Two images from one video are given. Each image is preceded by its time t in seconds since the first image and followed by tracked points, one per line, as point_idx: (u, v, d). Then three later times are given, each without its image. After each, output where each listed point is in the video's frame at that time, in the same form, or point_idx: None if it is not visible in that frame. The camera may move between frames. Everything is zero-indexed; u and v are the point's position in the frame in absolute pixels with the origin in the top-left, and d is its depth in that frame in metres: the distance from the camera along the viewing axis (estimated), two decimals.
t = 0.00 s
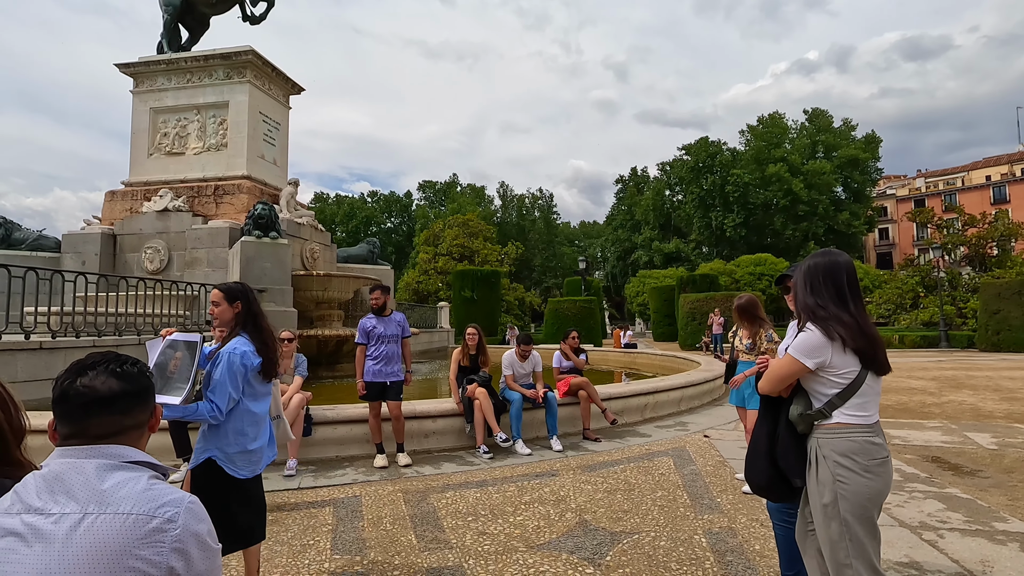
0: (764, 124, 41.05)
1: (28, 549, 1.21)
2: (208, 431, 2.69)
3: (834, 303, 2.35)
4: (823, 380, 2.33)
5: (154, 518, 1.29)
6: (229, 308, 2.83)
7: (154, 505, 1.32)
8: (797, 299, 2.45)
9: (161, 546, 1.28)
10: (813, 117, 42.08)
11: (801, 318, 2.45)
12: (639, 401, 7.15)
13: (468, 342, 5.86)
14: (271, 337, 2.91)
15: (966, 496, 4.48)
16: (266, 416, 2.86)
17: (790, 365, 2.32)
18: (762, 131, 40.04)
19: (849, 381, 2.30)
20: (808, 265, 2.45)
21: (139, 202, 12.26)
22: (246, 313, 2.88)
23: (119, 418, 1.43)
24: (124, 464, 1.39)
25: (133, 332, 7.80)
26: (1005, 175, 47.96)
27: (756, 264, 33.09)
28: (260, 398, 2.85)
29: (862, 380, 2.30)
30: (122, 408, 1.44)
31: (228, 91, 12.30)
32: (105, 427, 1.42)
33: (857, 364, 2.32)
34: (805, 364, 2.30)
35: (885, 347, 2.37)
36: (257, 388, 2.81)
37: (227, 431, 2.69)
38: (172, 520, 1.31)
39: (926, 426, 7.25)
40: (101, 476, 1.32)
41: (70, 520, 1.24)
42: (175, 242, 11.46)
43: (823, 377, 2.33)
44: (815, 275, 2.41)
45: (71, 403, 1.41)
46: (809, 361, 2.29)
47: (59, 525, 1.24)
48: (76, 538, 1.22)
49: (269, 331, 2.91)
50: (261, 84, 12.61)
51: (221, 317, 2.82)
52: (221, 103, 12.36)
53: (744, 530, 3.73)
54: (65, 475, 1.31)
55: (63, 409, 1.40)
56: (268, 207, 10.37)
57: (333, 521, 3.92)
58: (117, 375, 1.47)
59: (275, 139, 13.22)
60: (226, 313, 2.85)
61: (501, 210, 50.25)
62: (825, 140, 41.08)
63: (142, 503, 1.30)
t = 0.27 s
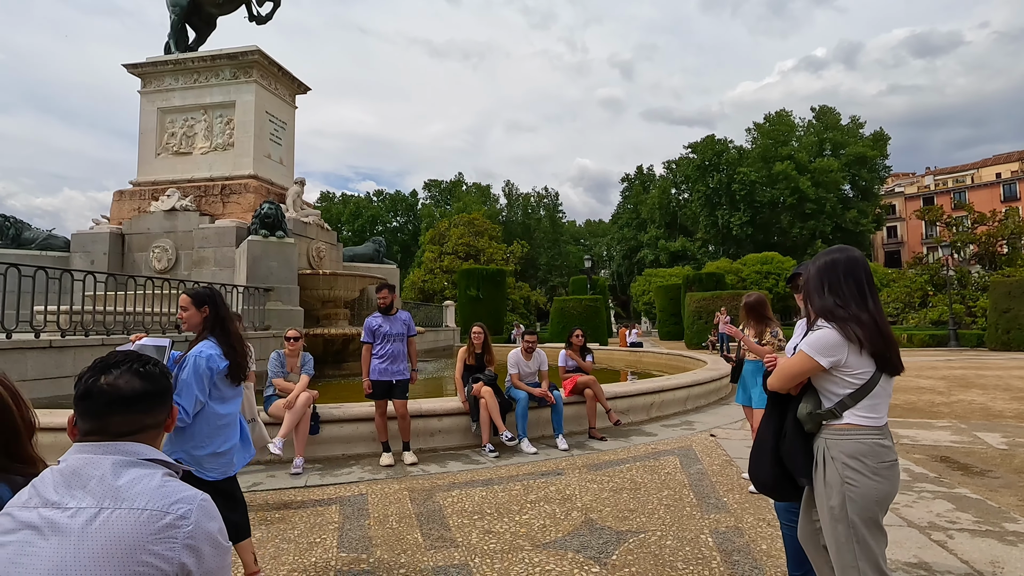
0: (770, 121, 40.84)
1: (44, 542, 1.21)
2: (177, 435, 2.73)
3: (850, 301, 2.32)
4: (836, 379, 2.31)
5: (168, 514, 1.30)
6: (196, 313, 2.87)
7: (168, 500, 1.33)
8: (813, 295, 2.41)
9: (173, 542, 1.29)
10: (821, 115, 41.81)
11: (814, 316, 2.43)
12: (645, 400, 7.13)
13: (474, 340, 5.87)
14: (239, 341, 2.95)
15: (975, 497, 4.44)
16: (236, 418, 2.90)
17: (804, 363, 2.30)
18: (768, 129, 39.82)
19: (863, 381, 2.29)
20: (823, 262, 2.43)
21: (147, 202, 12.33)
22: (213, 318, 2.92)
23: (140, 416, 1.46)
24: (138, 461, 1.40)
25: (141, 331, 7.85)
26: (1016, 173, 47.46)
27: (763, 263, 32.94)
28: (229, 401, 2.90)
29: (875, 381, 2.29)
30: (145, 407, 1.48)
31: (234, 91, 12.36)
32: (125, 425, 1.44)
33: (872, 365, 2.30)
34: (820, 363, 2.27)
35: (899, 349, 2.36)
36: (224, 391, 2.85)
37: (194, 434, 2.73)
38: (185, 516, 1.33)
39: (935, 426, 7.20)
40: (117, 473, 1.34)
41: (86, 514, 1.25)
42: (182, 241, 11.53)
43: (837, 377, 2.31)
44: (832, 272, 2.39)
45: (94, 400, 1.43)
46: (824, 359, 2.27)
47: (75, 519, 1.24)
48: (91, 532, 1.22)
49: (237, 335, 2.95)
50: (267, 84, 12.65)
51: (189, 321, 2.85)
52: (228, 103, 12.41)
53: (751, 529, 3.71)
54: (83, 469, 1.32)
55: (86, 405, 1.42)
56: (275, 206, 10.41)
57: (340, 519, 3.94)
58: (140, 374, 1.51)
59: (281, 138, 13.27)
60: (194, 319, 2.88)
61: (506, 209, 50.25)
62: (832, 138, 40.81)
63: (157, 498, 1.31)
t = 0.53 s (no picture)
0: (776, 120, 40.63)
1: (61, 535, 1.22)
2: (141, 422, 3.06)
3: (863, 300, 2.31)
4: (847, 378, 2.30)
5: (181, 511, 1.31)
6: (166, 307, 3.17)
7: (183, 496, 1.34)
8: (826, 293, 2.39)
9: (186, 538, 1.29)
10: (827, 113, 41.54)
11: (825, 314, 2.42)
12: (650, 399, 7.11)
13: (479, 339, 5.87)
14: (203, 335, 3.21)
15: (984, 497, 4.40)
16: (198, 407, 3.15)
17: (815, 361, 2.28)
18: (774, 127, 39.61)
19: (875, 381, 2.28)
20: (836, 260, 2.41)
21: (154, 202, 12.39)
22: (180, 312, 3.20)
23: (156, 415, 1.47)
24: (153, 458, 1.42)
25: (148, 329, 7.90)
26: None
27: (769, 261, 32.78)
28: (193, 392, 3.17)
29: (886, 381, 2.28)
30: (163, 406, 1.49)
31: (240, 91, 12.40)
32: (144, 422, 1.45)
33: (883, 365, 2.30)
34: (834, 361, 2.25)
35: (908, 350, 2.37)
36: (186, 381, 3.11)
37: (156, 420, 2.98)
38: (200, 512, 1.34)
39: (944, 426, 7.15)
40: (133, 469, 1.34)
41: (102, 509, 1.26)
42: (189, 241, 11.59)
43: (849, 375, 2.29)
44: (848, 270, 2.37)
45: (116, 397, 1.45)
46: (838, 358, 2.25)
47: (92, 514, 1.25)
48: (106, 527, 1.23)
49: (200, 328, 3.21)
50: (273, 84, 12.69)
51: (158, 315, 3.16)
52: (234, 103, 12.46)
53: (757, 529, 3.70)
54: (100, 465, 1.33)
55: (107, 402, 1.44)
56: (281, 206, 10.44)
57: (346, 517, 3.95)
58: (159, 374, 1.53)
59: (287, 138, 13.32)
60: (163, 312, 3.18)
61: (511, 208, 50.24)
62: (839, 136, 40.56)
63: (171, 495, 1.32)
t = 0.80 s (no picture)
0: (783, 118, 40.42)
1: (81, 528, 1.24)
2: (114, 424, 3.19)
3: (873, 300, 2.29)
4: (855, 377, 2.28)
5: (196, 506, 1.32)
6: (142, 311, 3.25)
7: (198, 493, 1.35)
8: (837, 292, 2.36)
9: (201, 533, 1.31)
10: (834, 111, 41.29)
11: (834, 314, 2.40)
12: (655, 399, 7.09)
13: (485, 339, 5.87)
14: (178, 338, 3.26)
15: (993, 498, 4.37)
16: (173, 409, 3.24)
17: (824, 358, 2.26)
18: (781, 126, 39.41)
19: (881, 380, 2.26)
20: (846, 259, 2.39)
21: (161, 202, 12.46)
22: (156, 316, 3.26)
23: (176, 414, 1.49)
24: (171, 456, 1.44)
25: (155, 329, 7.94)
26: None
27: (775, 260, 32.63)
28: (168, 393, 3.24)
29: (893, 381, 2.27)
30: (183, 407, 1.51)
31: (246, 91, 12.45)
32: (163, 422, 1.47)
33: (891, 364, 2.28)
34: (842, 359, 2.24)
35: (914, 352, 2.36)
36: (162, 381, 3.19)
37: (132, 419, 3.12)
38: (214, 508, 1.35)
39: (952, 426, 7.09)
40: (150, 466, 1.36)
41: (120, 504, 1.28)
42: (195, 240, 11.65)
43: (856, 374, 2.28)
44: (859, 269, 2.35)
45: (137, 396, 1.47)
46: (846, 356, 2.24)
47: (110, 509, 1.27)
48: (123, 522, 1.25)
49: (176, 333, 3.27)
50: (278, 84, 12.74)
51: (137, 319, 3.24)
52: (240, 103, 12.51)
53: (764, 530, 3.68)
54: (119, 462, 1.35)
55: (128, 400, 1.46)
56: (287, 206, 10.47)
57: (351, 516, 3.96)
58: (180, 374, 1.55)
59: (292, 138, 13.36)
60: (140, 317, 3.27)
61: (516, 208, 50.23)
62: (846, 134, 40.30)
63: (186, 491, 1.34)
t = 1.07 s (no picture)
0: (790, 117, 40.21)
1: (105, 520, 1.27)
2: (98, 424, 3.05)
3: (890, 300, 2.28)
4: (866, 376, 2.27)
5: (216, 500, 1.34)
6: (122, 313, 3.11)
7: (217, 487, 1.37)
8: (853, 292, 2.34)
9: (221, 526, 1.33)
10: (842, 109, 41.01)
11: (847, 313, 2.39)
12: (662, 399, 7.07)
13: (491, 338, 5.88)
14: (161, 339, 3.13)
15: (1003, 499, 4.33)
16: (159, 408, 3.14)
17: (836, 357, 2.25)
18: (788, 124, 39.21)
19: (892, 379, 2.25)
20: (863, 258, 2.38)
21: (169, 202, 12.55)
22: (136, 317, 3.11)
23: (202, 412, 1.55)
24: (195, 453, 1.47)
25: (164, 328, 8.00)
26: None
27: (783, 260, 32.48)
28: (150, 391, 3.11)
29: (904, 381, 2.26)
30: (209, 405, 1.57)
31: (253, 92, 12.52)
32: (192, 418, 1.53)
33: (902, 364, 2.28)
34: (854, 358, 2.23)
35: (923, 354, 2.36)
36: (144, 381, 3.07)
37: (113, 421, 3.02)
38: (233, 503, 1.36)
39: (961, 427, 7.03)
40: (174, 462, 1.38)
41: (144, 497, 1.30)
42: (203, 241, 11.73)
43: (867, 373, 2.27)
44: (874, 270, 2.33)
45: (167, 393, 1.51)
46: (859, 355, 2.23)
47: (134, 501, 1.29)
48: (147, 514, 1.27)
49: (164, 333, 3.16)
50: (285, 85, 12.80)
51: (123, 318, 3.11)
52: (247, 104, 12.58)
53: (771, 530, 3.67)
54: (145, 456, 1.38)
55: (159, 397, 1.50)
56: (293, 206, 10.53)
57: (358, 515, 3.97)
58: (206, 376, 1.61)
59: (299, 138, 13.42)
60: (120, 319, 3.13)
61: (521, 207, 50.24)
62: (854, 133, 40.04)
63: (206, 485, 1.35)
